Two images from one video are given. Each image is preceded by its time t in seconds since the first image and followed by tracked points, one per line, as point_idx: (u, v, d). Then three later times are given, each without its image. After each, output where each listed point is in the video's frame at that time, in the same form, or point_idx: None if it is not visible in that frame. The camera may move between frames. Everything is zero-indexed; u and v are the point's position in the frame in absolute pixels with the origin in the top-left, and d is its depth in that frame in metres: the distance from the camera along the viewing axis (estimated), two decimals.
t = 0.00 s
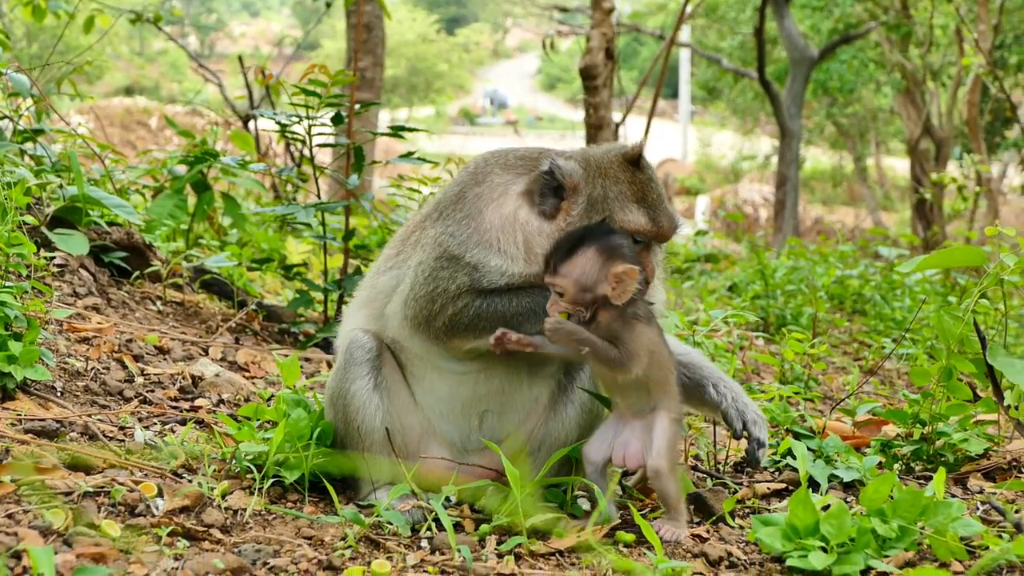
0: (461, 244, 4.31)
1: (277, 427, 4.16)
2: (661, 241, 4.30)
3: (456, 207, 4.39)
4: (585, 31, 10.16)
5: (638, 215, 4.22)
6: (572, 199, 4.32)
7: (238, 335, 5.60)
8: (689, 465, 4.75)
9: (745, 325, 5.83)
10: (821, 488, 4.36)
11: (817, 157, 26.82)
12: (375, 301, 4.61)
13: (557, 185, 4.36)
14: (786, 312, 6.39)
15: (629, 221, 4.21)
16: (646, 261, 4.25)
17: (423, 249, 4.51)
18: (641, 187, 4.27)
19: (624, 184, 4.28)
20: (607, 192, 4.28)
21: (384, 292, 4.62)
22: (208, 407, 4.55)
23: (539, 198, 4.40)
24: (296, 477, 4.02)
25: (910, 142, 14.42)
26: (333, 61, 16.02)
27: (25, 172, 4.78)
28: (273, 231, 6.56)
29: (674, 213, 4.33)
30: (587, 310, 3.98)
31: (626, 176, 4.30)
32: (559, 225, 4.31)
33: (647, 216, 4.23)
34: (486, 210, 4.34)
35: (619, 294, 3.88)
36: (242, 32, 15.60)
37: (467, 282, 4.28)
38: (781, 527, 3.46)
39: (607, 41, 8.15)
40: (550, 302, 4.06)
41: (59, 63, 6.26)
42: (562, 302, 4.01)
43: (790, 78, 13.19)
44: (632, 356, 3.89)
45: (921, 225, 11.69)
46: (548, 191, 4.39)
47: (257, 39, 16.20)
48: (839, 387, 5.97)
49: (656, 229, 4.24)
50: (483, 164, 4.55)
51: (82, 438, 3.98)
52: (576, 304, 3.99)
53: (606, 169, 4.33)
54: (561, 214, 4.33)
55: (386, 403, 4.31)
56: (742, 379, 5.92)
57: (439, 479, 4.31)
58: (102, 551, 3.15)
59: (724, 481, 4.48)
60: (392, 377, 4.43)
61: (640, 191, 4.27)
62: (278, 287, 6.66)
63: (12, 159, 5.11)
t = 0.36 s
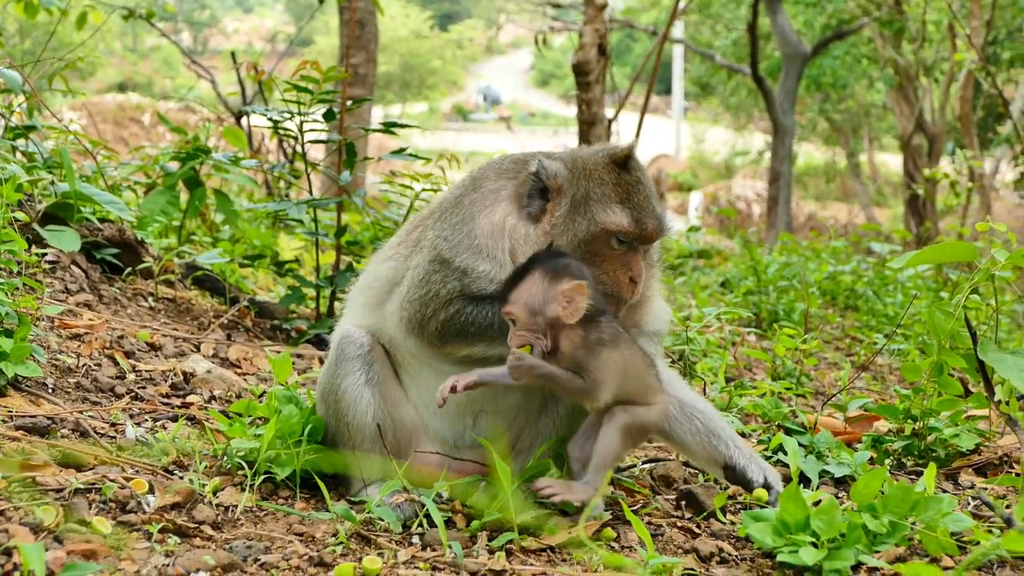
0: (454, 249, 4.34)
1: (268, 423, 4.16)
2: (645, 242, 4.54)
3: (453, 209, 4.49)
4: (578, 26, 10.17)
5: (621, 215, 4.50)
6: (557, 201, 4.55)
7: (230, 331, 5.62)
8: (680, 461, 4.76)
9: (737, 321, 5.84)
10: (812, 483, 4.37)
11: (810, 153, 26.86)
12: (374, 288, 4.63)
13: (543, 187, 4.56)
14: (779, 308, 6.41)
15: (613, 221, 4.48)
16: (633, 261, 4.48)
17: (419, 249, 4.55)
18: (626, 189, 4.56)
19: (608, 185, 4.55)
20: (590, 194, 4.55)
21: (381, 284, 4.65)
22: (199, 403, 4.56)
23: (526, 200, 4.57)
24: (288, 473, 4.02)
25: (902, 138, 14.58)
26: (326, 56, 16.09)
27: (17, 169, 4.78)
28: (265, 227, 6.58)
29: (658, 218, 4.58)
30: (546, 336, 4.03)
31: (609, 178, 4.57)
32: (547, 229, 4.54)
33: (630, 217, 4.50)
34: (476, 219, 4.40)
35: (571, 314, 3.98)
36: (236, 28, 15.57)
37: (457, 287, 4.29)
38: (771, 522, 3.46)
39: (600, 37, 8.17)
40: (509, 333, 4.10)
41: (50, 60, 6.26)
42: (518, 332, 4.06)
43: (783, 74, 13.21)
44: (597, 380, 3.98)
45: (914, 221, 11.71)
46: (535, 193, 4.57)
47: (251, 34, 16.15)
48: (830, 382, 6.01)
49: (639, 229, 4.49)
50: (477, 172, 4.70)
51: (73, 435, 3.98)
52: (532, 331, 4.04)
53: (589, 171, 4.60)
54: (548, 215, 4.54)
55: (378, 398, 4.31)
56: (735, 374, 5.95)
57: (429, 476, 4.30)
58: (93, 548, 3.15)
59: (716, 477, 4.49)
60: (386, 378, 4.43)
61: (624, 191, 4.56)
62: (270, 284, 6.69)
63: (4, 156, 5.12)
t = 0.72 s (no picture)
0: (438, 241, 4.35)
1: (261, 421, 4.16)
2: (620, 170, 4.38)
3: (426, 206, 4.45)
4: (571, 23, 10.19)
5: (586, 150, 4.37)
6: (524, 162, 4.45)
7: (224, 329, 5.63)
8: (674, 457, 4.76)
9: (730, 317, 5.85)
10: (806, 479, 4.38)
11: (804, 149, 26.90)
12: (365, 304, 4.70)
13: (508, 154, 4.48)
14: (772, 304, 6.43)
15: (580, 160, 4.35)
16: (615, 193, 4.38)
17: (404, 253, 4.59)
18: (585, 128, 4.45)
19: (567, 130, 4.45)
20: (552, 141, 4.43)
21: (371, 297, 4.72)
22: (193, 401, 4.56)
23: (496, 171, 4.48)
24: (281, 471, 4.02)
25: (896, 134, 14.61)
26: (320, 54, 16.10)
27: (10, 167, 4.78)
28: (259, 225, 6.59)
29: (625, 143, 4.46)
30: (418, 417, 3.89)
31: (567, 123, 4.47)
32: (523, 190, 4.41)
33: (595, 150, 4.37)
34: (451, 206, 4.35)
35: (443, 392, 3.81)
36: (229, 26, 15.56)
37: (448, 273, 4.34)
38: (765, 517, 3.47)
39: (593, 34, 8.18)
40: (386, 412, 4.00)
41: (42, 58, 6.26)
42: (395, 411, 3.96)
43: (776, 71, 13.24)
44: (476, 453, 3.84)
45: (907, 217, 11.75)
46: (502, 163, 4.49)
47: (244, 33, 16.15)
48: (823, 378, 6.04)
49: (609, 158, 4.35)
50: (438, 163, 4.59)
51: (66, 433, 3.97)
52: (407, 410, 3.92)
53: (545, 124, 4.51)
54: (519, 178, 4.43)
55: (375, 392, 4.32)
56: (728, 370, 5.98)
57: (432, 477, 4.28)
58: (87, 546, 3.15)
59: (709, 472, 4.49)
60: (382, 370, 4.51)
61: (584, 131, 4.45)
62: (264, 282, 6.70)
63: None
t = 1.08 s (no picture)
0: (409, 225, 4.47)
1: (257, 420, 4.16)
2: (585, 152, 4.45)
3: (401, 200, 4.56)
4: (564, 22, 10.20)
5: (551, 131, 4.45)
6: (490, 137, 4.61)
7: (219, 329, 5.64)
8: (670, 455, 4.76)
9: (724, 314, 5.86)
10: (801, 477, 4.39)
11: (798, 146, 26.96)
12: (351, 307, 4.75)
13: (479, 129, 4.68)
14: (766, 302, 6.45)
15: (543, 139, 4.43)
16: (573, 176, 4.49)
17: (387, 253, 4.65)
18: (553, 109, 4.52)
19: (536, 108, 4.53)
20: (518, 119, 4.53)
21: (358, 300, 4.79)
22: (188, 401, 4.57)
23: (468, 145, 4.69)
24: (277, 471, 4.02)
25: (889, 132, 14.64)
26: (313, 54, 16.09)
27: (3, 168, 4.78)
28: (253, 225, 6.60)
29: (592, 129, 4.53)
30: (371, 408, 4.05)
31: (535, 102, 4.55)
32: (486, 164, 4.58)
33: (560, 131, 4.45)
34: (422, 190, 4.47)
35: (379, 379, 4.01)
36: (222, 26, 15.54)
37: (428, 271, 4.41)
38: (761, 515, 3.47)
39: (586, 33, 8.19)
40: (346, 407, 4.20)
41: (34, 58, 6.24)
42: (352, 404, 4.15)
43: (769, 68, 13.26)
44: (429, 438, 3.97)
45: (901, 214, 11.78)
46: (474, 137, 4.69)
47: (237, 33, 16.13)
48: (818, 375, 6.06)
49: (573, 141, 4.43)
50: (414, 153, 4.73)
51: (61, 434, 3.96)
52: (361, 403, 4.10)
53: (516, 100, 4.61)
54: (485, 152, 4.61)
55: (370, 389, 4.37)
56: (722, 368, 6.00)
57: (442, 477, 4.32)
58: (83, 546, 3.14)
59: (705, 470, 4.50)
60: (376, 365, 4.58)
61: (554, 111, 4.52)
62: (258, 282, 6.71)
63: None
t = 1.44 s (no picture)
0: (393, 223, 4.48)
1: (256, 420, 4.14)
2: (569, 143, 4.45)
3: (386, 199, 4.56)
4: (558, 20, 10.21)
5: (535, 122, 4.45)
6: (475, 131, 4.59)
7: (216, 329, 5.63)
8: (668, 452, 4.76)
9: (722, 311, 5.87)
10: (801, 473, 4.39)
11: (792, 145, 27.03)
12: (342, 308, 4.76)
13: (463, 122, 4.65)
14: (764, 299, 6.46)
15: (527, 131, 4.43)
16: (557, 171, 4.46)
17: (374, 253, 4.65)
18: (537, 100, 4.53)
19: (520, 100, 4.54)
20: (502, 110, 4.54)
21: (348, 302, 4.80)
22: (187, 401, 4.55)
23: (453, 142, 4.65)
24: (276, 470, 4.01)
25: (884, 129, 14.66)
26: (308, 54, 16.07)
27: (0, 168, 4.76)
28: (249, 224, 6.59)
29: (576, 122, 4.54)
30: (343, 405, 4.05)
31: (520, 93, 4.56)
32: (471, 157, 4.55)
33: (544, 123, 4.45)
34: (405, 187, 4.47)
35: (340, 376, 4.03)
36: (217, 26, 15.52)
37: (409, 269, 4.39)
38: (761, 512, 3.46)
39: (581, 31, 8.18)
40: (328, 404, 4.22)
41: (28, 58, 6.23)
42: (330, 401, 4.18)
43: (763, 66, 13.28)
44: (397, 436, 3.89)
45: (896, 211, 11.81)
46: (459, 130, 4.65)
47: (231, 33, 16.11)
48: (816, 371, 6.08)
49: (557, 134, 4.43)
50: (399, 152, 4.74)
51: (60, 434, 3.94)
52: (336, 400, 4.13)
53: (500, 92, 4.62)
54: (470, 145, 4.58)
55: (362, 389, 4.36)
56: (720, 365, 6.01)
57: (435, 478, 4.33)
58: (82, 546, 3.12)
59: (703, 467, 4.50)
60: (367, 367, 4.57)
61: (537, 102, 4.53)
62: (254, 282, 6.70)
63: None
